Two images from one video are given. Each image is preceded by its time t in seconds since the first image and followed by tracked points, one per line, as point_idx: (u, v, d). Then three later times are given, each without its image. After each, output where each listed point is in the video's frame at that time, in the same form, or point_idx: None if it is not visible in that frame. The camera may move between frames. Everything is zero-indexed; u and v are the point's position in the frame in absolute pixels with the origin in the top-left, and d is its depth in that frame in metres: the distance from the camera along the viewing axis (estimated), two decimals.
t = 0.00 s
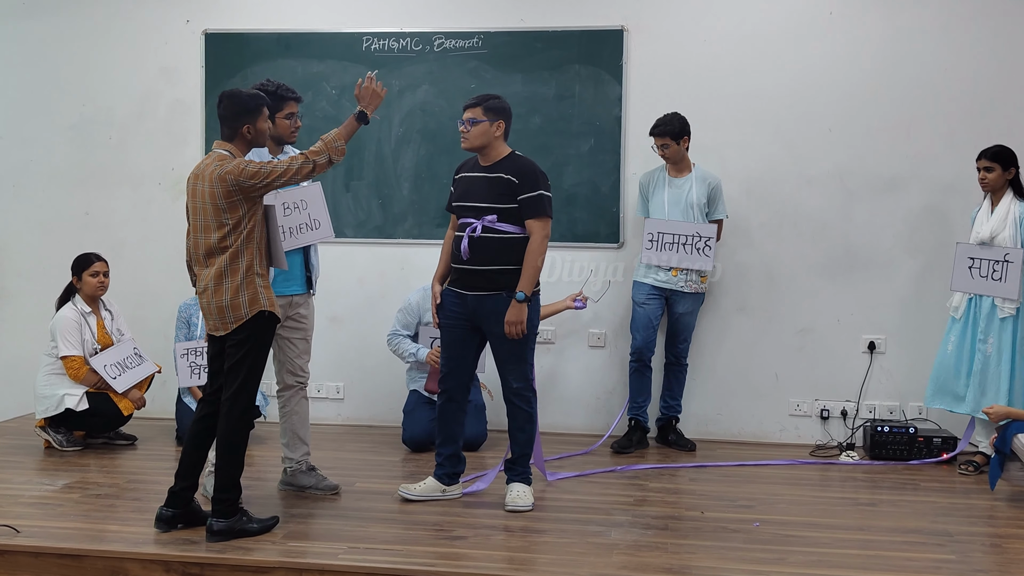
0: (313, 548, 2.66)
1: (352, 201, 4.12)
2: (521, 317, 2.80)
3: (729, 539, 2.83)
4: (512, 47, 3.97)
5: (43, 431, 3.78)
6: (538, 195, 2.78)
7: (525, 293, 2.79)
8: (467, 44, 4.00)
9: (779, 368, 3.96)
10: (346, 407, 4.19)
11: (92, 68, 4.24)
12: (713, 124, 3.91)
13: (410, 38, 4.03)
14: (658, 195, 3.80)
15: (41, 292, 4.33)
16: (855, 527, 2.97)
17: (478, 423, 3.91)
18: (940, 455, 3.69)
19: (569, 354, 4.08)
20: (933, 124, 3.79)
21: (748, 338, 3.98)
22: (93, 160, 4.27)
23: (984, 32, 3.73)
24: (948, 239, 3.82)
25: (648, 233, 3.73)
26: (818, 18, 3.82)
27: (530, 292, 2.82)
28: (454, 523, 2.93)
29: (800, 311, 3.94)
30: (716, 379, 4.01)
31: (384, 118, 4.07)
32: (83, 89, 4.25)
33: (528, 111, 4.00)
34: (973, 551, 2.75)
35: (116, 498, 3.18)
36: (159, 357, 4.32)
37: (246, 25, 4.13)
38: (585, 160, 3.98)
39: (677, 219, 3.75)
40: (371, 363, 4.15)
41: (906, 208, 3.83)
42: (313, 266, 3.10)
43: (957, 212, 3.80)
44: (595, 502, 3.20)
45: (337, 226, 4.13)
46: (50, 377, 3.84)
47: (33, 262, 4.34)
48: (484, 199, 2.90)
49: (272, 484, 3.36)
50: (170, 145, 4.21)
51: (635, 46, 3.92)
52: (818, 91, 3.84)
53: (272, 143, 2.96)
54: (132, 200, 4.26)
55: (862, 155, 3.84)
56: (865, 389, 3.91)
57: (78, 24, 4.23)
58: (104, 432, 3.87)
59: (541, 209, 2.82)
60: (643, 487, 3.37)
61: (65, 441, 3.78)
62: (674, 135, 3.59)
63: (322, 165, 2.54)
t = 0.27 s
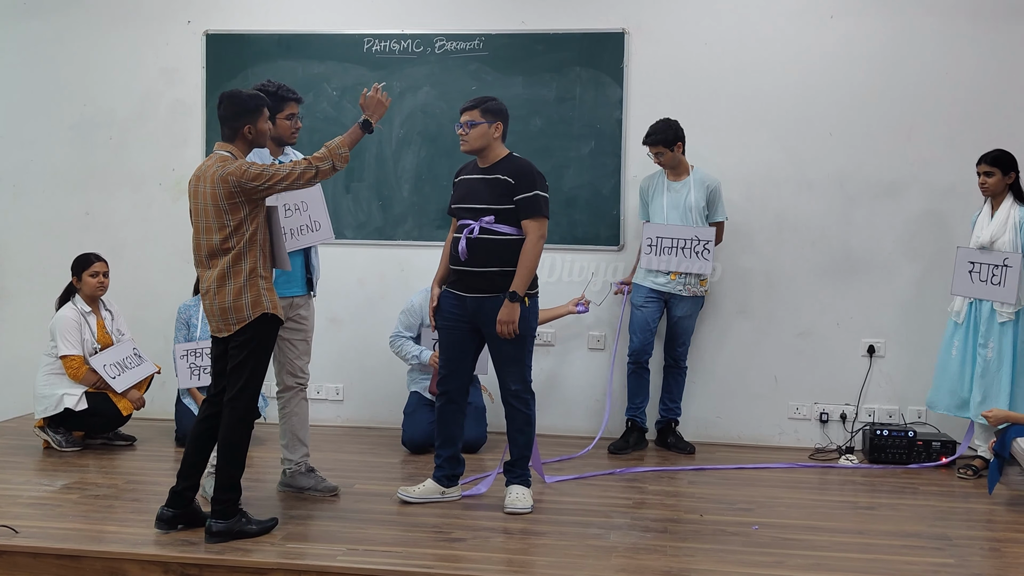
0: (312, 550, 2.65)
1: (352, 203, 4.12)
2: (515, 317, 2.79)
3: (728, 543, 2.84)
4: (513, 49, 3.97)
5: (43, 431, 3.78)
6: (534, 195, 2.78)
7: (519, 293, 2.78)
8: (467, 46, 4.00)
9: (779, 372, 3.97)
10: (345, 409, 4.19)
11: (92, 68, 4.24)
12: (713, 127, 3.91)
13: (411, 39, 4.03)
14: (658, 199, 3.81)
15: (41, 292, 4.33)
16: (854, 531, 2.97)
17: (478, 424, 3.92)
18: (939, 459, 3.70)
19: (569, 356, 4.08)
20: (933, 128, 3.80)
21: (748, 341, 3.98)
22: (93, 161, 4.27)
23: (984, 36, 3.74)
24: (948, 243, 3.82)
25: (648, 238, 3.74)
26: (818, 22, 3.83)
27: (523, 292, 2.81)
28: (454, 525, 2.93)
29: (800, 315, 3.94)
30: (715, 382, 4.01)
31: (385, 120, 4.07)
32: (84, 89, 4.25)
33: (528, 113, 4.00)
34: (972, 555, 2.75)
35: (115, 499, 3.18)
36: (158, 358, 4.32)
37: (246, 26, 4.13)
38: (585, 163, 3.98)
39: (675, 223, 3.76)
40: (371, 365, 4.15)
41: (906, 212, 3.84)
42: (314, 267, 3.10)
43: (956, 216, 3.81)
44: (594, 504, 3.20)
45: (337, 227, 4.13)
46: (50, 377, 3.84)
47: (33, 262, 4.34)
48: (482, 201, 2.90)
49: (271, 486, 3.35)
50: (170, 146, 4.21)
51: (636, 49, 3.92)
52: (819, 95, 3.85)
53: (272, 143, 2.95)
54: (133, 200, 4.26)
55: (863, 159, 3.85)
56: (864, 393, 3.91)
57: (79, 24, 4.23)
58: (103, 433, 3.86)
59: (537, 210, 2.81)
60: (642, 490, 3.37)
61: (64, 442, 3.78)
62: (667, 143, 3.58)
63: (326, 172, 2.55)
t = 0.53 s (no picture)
0: (311, 552, 2.65)
1: (352, 205, 4.12)
2: (508, 318, 2.80)
3: (728, 545, 2.83)
4: (512, 51, 3.97)
5: (42, 433, 3.78)
6: (526, 196, 2.79)
7: (513, 295, 2.80)
8: (467, 48, 4.00)
9: (779, 374, 3.96)
10: (344, 411, 4.18)
11: (92, 71, 4.24)
12: (712, 129, 3.91)
13: (410, 42, 4.03)
14: (648, 200, 3.81)
15: (40, 294, 4.33)
16: (854, 533, 2.97)
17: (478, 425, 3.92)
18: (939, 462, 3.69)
19: (569, 358, 4.08)
20: (933, 130, 3.80)
21: (747, 344, 3.98)
22: (93, 163, 4.27)
23: (984, 38, 3.74)
24: (948, 245, 3.82)
25: (638, 241, 3.75)
26: (818, 24, 3.83)
27: (517, 293, 2.82)
28: (453, 527, 2.92)
29: (799, 317, 3.94)
30: (715, 385, 4.00)
31: (384, 122, 4.07)
32: (84, 91, 4.25)
33: (527, 115, 4.00)
34: (972, 557, 2.75)
35: (114, 501, 3.18)
36: (158, 360, 4.32)
37: (246, 28, 4.13)
38: (585, 165, 3.98)
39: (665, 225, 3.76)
40: (371, 367, 4.15)
41: (905, 214, 3.83)
42: (313, 269, 3.10)
43: (955, 219, 3.80)
44: (593, 506, 3.20)
45: (336, 229, 4.13)
46: (49, 379, 3.83)
47: (33, 263, 4.34)
48: (474, 202, 2.90)
49: (270, 488, 3.35)
50: (170, 148, 4.21)
51: (635, 50, 3.92)
52: (819, 97, 3.84)
53: (272, 146, 2.94)
54: (132, 202, 4.26)
55: (862, 161, 3.84)
56: (864, 395, 3.91)
57: (78, 27, 4.23)
58: (103, 434, 3.86)
59: (530, 210, 2.82)
60: (641, 492, 3.37)
61: (64, 444, 3.78)
62: (655, 146, 3.59)
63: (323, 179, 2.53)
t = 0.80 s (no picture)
0: (313, 555, 2.66)
1: (351, 208, 4.12)
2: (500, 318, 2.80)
3: (729, 545, 2.83)
4: (511, 53, 3.97)
5: (43, 437, 3.78)
6: (519, 197, 2.78)
7: (506, 296, 2.80)
8: (466, 50, 4.00)
9: (779, 374, 3.96)
10: (345, 413, 4.18)
11: (91, 75, 4.24)
12: (712, 130, 3.91)
13: (409, 44, 4.03)
14: (636, 200, 3.80)
15: (41, 298, 4.34)
16: (855, 533, 2.97)
17: (478, 426, 3.92)
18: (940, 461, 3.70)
19: (569, 360, 4.08)
20: (932, 130, 3.80)
21: (747, 345, 3.98)
22: (92, 167, 4.28)
23: (983, 37, 3.74)
24: (948, 245, 3.82)
25: (629, 243, 3.73)
26: (817, 24, 3.83)
27: (510, 295, 2.82)
28: (454, 529, 2.93)
29: (799, 317, 3.94)
30: (715, 385, 4.00)
31: (384, 124, 4.07)
32: (83, 95, 4.25)
33: (527, 117, 4.00)
34: (974, 557, 2.75)
35: (116, 505, 3.18)
36: (159, 363, 4.32)
37: (244, 32, 4.13)
38: (584, 166, 3.98)
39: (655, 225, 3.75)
40: (371, 369, 4.15)
41: (905, 215, 3.83)
42: (313, 272, 3.11)
43: (956, 219, 3.80)
44: (594, 508, 3.20)
45: (336, 232, 4.13)
46: (50, 383, 3.84)
47: (33, 268, 4.34)
48: (468, 205, 2.91)
49: (272, 491, 3.36)
50: (169, 152, 4.22)
51: (634, 52, 3.92)
52: (818, 97, 3.84)
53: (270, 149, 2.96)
54: (132, 206, 4.27)
55: (862, 161, 3.84)
56: (865, 395, 3.91)
57: (77, 31, 4.24)
58: (103, 438, 3.87)
59: (523, 212, 2.82)
60: (642, 493, 3.37)
61: (65, 448, 3.78)
62: (642, 144, 3.59)
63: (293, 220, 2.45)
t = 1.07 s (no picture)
0: (314, 556, 2.66)
1: (351, 209, 4.12)
2: (495, 315, 2.80)
3: (731, 544, 2.83)
4: (511, 53, 3.97)
5: (44, 439, 3.78)
6: (513, 197, 2.79)
7: (501, 296, 2.80)
8: (465, 50, 4.00)
9: (780, 373, 3.96)
10: (346, 414, 4.18)
11: (91, 77, 4.24)
12: (711, 130, 3.91)
13: (408, 45, 4.03)
14: (625, 200, 3.79)
15: (41, 300, 4.34)
16: (857, 531, 2.97)
17: (478, 427, 3.94)
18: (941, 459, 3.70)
19: (570, 359, 4.08)
20: (932, 128, 3.80)
21: (748, 344, 3.97)
22: (92, 169, 4.28)
23: (983, 35, 3.73)
24: (948, 243, 3.82)
25: (617, 243, 3.74)
26: (817, 23, 3.82)
27: (505, 295, 2.82)
28: (456, 529, 2.93)
29: (800, 316, 3.93)
30: (716, 385, 4.00)
31: (383, 125, 4.07)
32: (83, 98, 4.26)
33: (526, 117, 4.00)
34: (975, 555, 2.75)
35: (117, 506, 3.18)
36: (159, 365, 4.32)
37: (243, 33, 4.13)
38: (584, 166, 3.98)
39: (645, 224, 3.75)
40: (372, 370, 4.15)
41: (905, 213, 3.83)
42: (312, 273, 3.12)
43: (956, 216, 3.80)
44: (595, 507, 3.20)
45: (336, 232, 4.14)
46: (50, 385, 3.84)
47: (33, 270, 4.34)
48: (462, 206, 2.91)
49: (273, 492, 3.36)
50: (169, 154, 4.22)
51: (633, 51, 3.92)
52: (817, 95, 3.84)
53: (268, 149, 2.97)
54: (132, 208, 4.27)
55: (862, 160, 3.84)
56: (865, 393, 3.91)
57: (77, 33, 4.24)
58: (104, 440, 3.87)
59: (517, 212, 2.82)
60: (643, 492, 3.37)
61: (66, 450, 3.78)
62: (636, 136, 3.59)
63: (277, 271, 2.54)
